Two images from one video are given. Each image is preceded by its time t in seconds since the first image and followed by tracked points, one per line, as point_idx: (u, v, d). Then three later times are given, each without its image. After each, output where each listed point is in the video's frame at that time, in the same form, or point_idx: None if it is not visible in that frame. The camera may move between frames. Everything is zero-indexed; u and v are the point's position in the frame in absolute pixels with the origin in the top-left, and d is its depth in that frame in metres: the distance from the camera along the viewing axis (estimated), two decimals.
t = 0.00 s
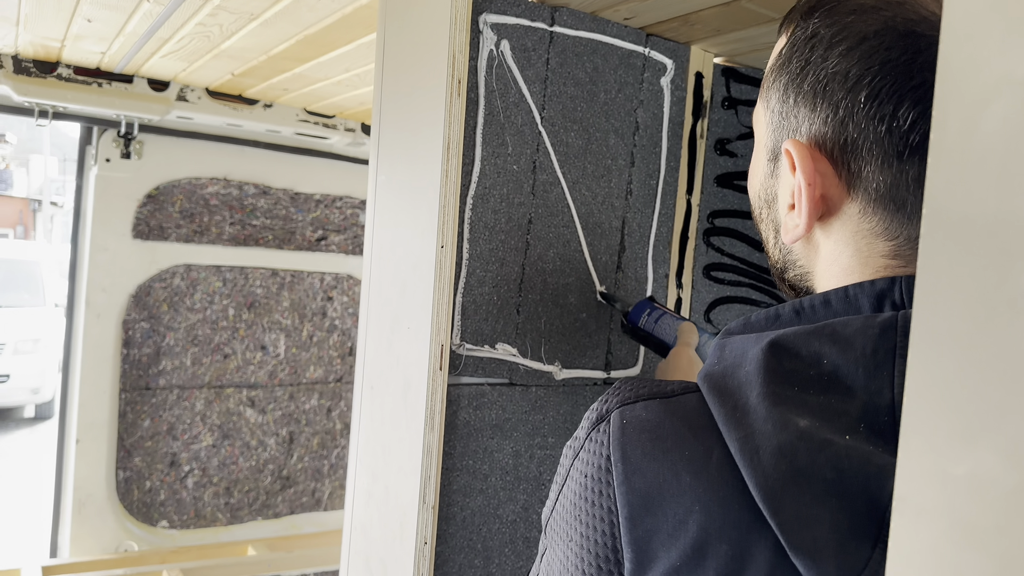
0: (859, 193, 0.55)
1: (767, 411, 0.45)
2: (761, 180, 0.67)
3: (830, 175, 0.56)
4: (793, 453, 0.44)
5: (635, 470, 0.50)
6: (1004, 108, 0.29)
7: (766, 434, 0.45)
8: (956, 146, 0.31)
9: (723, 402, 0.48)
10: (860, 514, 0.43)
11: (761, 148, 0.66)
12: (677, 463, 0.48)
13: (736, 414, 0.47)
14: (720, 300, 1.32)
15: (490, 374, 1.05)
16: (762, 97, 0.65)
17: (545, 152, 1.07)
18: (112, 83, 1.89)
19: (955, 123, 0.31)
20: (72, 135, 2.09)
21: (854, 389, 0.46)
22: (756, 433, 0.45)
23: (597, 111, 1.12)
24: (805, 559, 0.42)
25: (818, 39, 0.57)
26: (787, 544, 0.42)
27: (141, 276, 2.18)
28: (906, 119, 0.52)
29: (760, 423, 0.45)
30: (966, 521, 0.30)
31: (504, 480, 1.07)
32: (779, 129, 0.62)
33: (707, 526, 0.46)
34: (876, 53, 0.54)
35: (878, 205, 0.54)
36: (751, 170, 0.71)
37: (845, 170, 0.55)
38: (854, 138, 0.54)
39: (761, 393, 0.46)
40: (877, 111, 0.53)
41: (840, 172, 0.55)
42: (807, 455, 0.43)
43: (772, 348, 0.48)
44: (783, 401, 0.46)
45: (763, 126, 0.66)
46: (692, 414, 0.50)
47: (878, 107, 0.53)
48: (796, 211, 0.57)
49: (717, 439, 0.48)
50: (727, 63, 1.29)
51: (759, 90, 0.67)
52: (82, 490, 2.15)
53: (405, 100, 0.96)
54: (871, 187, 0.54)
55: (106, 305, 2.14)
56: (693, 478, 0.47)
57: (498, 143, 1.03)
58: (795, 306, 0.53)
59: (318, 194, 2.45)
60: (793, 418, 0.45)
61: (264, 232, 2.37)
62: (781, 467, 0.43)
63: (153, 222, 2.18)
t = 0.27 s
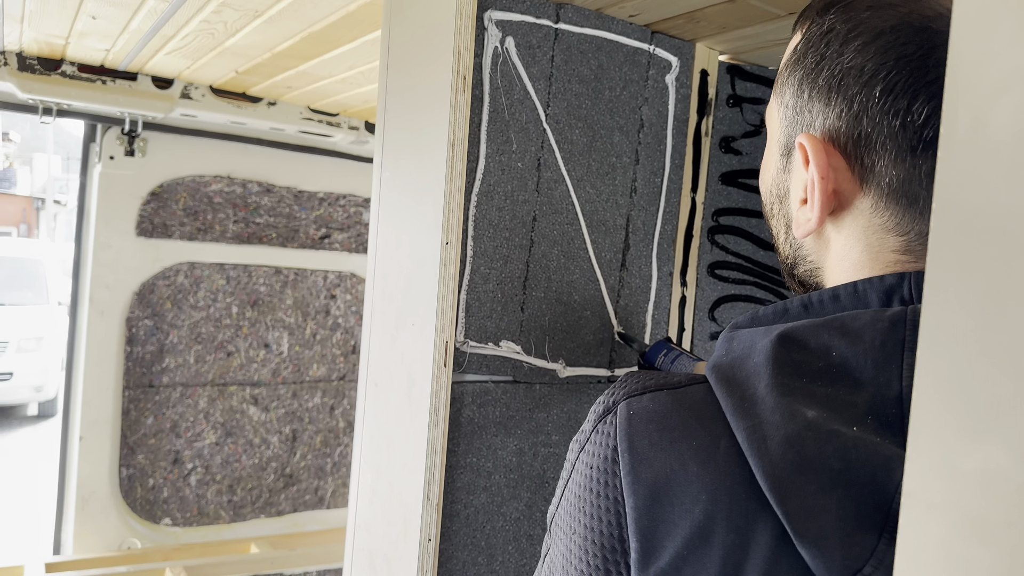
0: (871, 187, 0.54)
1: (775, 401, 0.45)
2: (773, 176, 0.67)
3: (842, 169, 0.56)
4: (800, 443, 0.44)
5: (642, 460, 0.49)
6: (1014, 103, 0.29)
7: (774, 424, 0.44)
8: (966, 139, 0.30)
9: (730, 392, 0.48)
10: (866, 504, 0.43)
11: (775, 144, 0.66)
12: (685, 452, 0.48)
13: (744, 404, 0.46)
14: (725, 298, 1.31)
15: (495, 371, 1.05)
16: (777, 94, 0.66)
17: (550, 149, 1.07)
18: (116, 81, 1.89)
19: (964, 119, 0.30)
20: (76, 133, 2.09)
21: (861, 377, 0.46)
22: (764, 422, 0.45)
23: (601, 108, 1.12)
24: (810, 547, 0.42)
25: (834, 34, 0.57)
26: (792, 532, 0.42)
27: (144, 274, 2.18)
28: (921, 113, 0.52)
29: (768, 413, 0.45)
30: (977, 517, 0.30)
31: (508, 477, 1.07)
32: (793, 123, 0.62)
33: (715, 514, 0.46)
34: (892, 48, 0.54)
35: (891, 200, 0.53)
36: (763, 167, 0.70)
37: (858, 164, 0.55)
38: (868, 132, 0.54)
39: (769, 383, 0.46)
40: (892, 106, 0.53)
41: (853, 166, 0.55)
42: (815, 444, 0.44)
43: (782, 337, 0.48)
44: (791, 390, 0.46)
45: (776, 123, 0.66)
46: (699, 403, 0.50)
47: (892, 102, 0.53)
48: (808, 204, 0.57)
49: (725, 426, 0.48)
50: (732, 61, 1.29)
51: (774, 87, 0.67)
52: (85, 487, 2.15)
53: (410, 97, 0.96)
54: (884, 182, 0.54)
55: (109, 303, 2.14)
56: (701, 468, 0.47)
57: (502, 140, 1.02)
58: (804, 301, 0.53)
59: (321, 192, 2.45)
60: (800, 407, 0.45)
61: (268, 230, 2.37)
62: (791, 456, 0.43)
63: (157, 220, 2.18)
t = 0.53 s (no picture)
0: (881, 191, 0.54)
1: (783, 413, 0.45)
2: (781, 176, 0.66)
3: (852, 172, 0.56)
4: (808, 457, 0.44)
5: (647, 471, 0.49)
6: None
7: (780, 436, 0.44)
8: (974, 139, 0.30)
9: (737, 403, 0.47)
10: (874, 517, 0.43)
11: (783, 144, 0.66)
12: (691, 464, 0.48)
13: (751, 415, 0.46)
14: (728, 298, 1.30)
15: (497, 371, 1.05)
16: (786, 92, 0.65)
17: (553, 149, 1.07)
18: (120, 80, 1.88)
19: (974, 118, 0.30)
20: (79, 133, 2.10)
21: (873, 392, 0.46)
22: (771, 434, 0.45)
23: (605, 108, 1.12)
24: (818, 562, 0.42)
25: (845, 34, 0.57)
26: (800, 548, 0.42)
27: (148, 273, 2.18)
28: (933, 117, 0.52)
29: (776, 425, 0.45)
30: (986, 518, 0.30)
31: (510, 477, 1.07)
32: (802, 124, 0.62)
33: (720, 526, 0.46)
34: (904, 51, 0.53)
35: (901, 205, 0.53)
36: (770, 166, 0.70)
37: (868, 168, 0.55)
38: (880, 136, 0.54)
39: (776, 394, 0.46)
40: (904, 109, 0.53)
41: (863, 170, 0.55)
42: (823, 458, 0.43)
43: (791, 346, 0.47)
44: (798, 403, 0.45)
45: (784, 122, 0.65)
46: (704, 412, 0.50)
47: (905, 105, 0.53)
48: (817, 208, 0.57)
49: (730, 437, 0.48)
50: (736, 61, 1.29)
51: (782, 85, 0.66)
52: (88, 486, 2.15)
53: (413, 95, 0.96)
54: (895, 186, 0.54)
55: (112, 302, 2.14)
56: (706, 480, 0.47)
57: (505, 140, 1.02)
58: (811, 306, 0.52)
59: (324, 192, 2.44)
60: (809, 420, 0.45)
61: (271, 230, 2.37)
62: (798, 471, 0.43)
63: (160, 220, 2.18)
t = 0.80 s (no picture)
0: (869, 200, 0.55)
1: (765, 421, 0.46)
2: (775, 180, 0.67)
3: (842, 180, 0.56)
4: (788, 465, 0.44)
5: (633, 475, 0.50)
6: (1005, 115, 0.29)
7: (762, 446, 0.45)
8: (958, 150, 0.31)
9: (722, 410, 0.48)
10: (855, 527, 0.44)
11: (777, 148, 0.67)
12: (675, 470, 0.48)
13: (734, 423, 0.47)
14: (725, 301, 1.32)
15: (495, 374, 1.06)
16: (781, 97, 0.66)
17: (550, 153, 1.08)
18: (120, 84, 1.89)
19: (957, 131, 0.31)
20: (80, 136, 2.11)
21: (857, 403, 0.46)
22: (753, 443, 0.45)
23: (602, 112, 1.13)
24: (795, 570, 0.42)
25: (836, 41, 0.58)
26: (778, 555, 0.43)
27: (148, 276, 2.18)
28: (921, 128, 0.52)
29: (758, 434, 0.46)
30: (968, 522, 0.31)
31: (508, 480, 1.08)
32: (795, 130, 0.62)
33: (702, 534, 0.46)
34: (894, 60, 0.54)
35: (888, 214, 0.54)
36: (766, 168, 0.71)
37: (857, 176, 0.56)
38: (868, 145, 0.54)
39: (760, 403, 0.47)
40: (892, 119, 0.53)
41: (853, 178, 0.56)
42: (802, 468, 0.44)
43: (775, 357, 0.48)
44: (782, 412, 0.46)
45: (779, 126, 0.66)
46: (690, 421, 0.51)
47: (893, 115, 0.53)
48: (806, 215, 0.58)
49: (714, 444, 0.49)
50: (733, 65, 1.29)
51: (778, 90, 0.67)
52: (89, 488, 2.15)
53: (411, 101, 0.96)
54: (882, 195, 0.54)
55: (114, 304, 2.15)
56: (690, 486, 0.48)
57: (503, 145, 1.03)
58: (803, 312, 0.53)
59: (325, 194, 2.45)
60: (791, 429, 0.45)
61: (272, 232, 2.37)
62: (777, 479, 0.44)
63: (161, 222, 2.19)
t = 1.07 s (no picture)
0: (866, 202, 0.55)
1: (764, 433, 0.46)
2: (772, 178, 0.67)
3: (839, 182, 0.56)
4: (787, 481, 0.44)
5: (628, 471, 0.51)
6: (999, 117, 0.29)
7: (760, 459, 0.45)
8: (951, 151, 0.31)
9: (722, 419, 0.48)
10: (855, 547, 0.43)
11: (775, 145, 0.66)
12: (670, 475, 0.49)
13: (733, 433, 0.47)
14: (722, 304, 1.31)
15: (493, 377, 1.06)
16: (778, 94, 0.65)
17: (547, 156, 1.08)
18: (119, 86, 1.88)
19: (951, 132, 0.31)
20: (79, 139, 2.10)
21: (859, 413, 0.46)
22: (751, 455, 0.45)
23: (599, 115, 1.13)
24: None
25: (833, 38, 0.58)
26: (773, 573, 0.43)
27: (147, 279, 2.17)
28: (919, 129, 0.52)
29: (757, 447, 0.45)
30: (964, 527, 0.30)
31: (507, 482, 1.08)
32: (792, 129, 0.62)
33: (693, 540, 0.47)
34: (891, 59, 0.53)
35: (886, 215, 0.54)
36: (763, 166, 0.71)
37: (854, 178, 0.56)
38: (865, 147, 0.54)
39: (760, 413, 0.47)
40: (890, 120, 0.53)
41: (850, 180, 0.56)
42: (801, 487, 0.44)
43: (778, 364, 0.48)
44: (781, 423, 0.46)
45: (777, 123, 0.66)
46: (691, 426, 0.50)
47: (890, 116, 0.53)
48: (803, 217, 0.58)
49: (712, 452, 0.48)
50: (730, 67, 1.29)
51: (776, 86, 0.67)
52: (88, 490, 2.15)
53: (408, 103, 0.97)
54: (880, 197, 0.54)
55: (113, 307, 2.14)
56: (686, 492, 0.48)
57: (500, 147, 1.03)
58: (809, 313, 0.53)
59: (323, 197, 2.45)
60: (791, 443, 0.45)
61: (270, 235, 2.37)
62: (774, 497, 0.44)
63: (160, 225, 2.18)
